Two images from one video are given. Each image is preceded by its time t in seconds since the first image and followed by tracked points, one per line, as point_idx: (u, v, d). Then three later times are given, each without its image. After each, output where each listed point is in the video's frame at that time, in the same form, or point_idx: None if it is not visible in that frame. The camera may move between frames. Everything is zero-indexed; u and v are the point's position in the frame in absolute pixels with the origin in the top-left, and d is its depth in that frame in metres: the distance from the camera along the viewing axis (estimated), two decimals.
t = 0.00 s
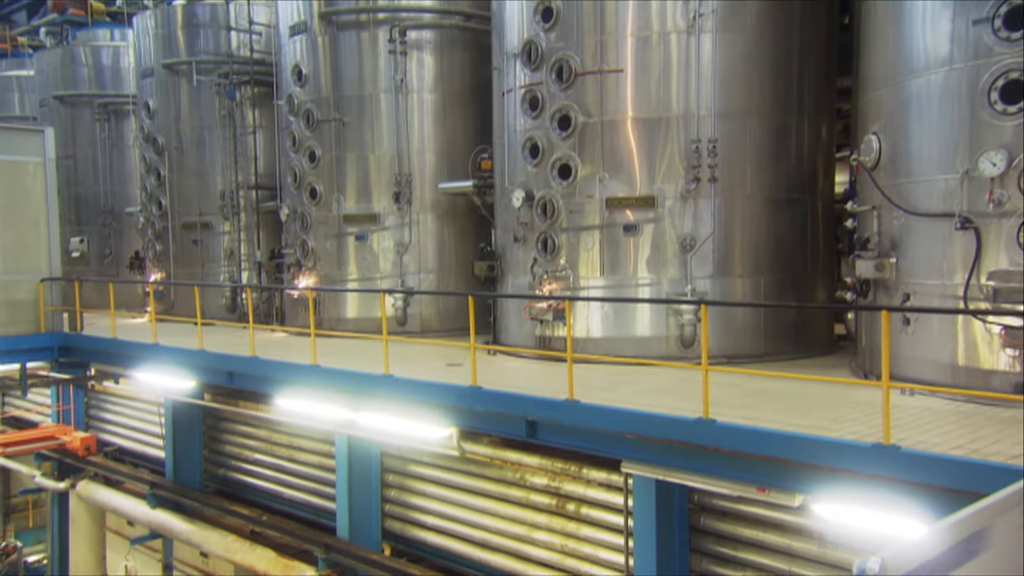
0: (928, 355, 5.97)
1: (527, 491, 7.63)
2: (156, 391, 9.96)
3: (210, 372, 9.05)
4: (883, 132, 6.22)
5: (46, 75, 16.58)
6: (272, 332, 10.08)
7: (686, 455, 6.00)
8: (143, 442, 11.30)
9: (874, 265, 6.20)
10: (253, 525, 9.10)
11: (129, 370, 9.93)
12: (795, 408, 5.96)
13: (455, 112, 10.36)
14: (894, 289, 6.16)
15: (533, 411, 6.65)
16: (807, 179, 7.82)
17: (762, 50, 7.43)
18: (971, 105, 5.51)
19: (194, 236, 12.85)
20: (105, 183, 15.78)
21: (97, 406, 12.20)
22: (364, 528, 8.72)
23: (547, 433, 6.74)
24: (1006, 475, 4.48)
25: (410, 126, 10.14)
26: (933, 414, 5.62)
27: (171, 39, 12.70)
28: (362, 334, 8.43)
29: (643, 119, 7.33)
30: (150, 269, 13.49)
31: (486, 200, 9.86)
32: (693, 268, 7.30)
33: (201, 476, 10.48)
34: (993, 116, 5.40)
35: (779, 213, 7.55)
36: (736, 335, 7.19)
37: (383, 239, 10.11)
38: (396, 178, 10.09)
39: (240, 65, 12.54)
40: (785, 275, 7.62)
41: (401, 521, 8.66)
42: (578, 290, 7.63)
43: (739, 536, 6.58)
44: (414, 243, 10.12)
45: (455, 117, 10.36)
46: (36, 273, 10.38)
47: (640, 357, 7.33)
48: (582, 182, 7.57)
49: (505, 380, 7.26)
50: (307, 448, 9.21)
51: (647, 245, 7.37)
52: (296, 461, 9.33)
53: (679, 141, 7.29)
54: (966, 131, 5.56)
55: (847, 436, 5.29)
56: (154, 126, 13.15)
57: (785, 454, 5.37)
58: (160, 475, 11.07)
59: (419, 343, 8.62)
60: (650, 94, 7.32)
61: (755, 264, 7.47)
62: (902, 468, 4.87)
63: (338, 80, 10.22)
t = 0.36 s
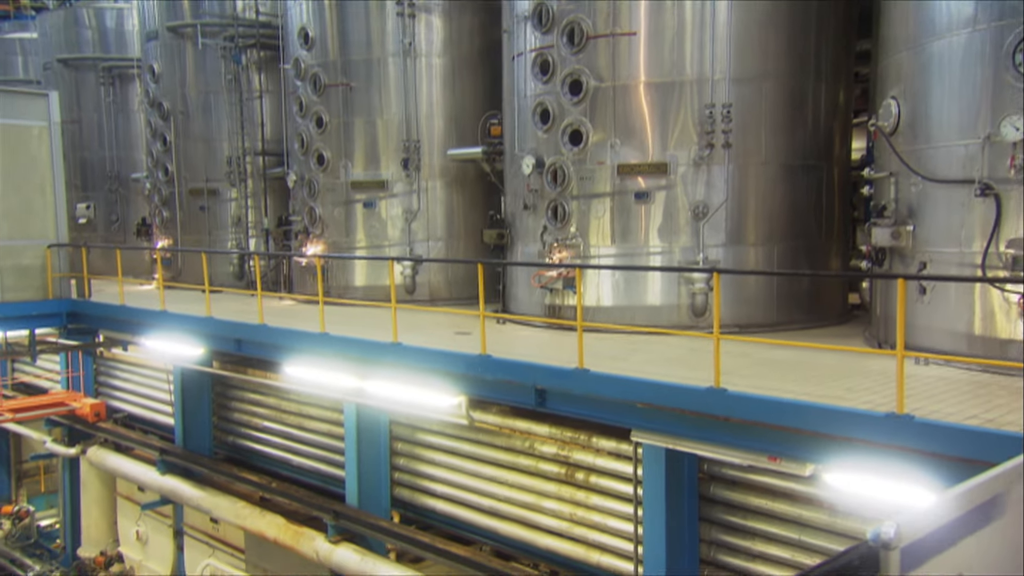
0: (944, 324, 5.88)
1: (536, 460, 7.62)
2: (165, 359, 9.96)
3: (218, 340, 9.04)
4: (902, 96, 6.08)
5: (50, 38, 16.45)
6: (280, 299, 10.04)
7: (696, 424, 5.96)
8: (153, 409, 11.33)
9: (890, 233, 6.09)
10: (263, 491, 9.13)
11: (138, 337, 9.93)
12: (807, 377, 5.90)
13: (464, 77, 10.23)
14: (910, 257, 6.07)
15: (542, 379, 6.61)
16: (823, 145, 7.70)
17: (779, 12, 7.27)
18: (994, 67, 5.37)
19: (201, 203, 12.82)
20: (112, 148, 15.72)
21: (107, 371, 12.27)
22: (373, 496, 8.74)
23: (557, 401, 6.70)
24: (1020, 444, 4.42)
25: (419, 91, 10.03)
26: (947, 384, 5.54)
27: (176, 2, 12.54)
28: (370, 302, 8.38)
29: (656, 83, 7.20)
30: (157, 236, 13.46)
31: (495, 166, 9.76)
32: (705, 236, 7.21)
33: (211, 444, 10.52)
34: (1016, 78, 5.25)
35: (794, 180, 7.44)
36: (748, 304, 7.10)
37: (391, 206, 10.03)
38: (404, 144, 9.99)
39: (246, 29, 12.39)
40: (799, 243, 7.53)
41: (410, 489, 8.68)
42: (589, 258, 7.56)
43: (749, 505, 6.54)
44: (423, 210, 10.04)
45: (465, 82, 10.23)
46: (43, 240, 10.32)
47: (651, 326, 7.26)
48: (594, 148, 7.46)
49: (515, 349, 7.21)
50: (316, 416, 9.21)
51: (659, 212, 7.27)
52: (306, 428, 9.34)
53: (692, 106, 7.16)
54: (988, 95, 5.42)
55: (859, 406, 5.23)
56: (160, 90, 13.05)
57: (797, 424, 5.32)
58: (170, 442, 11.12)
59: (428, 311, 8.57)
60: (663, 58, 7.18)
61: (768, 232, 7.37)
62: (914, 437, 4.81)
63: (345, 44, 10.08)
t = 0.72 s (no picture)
0: (964, 298, 5.76)
1: (547, 434, 7.57)
2: (175, 330, 9.92)
3: (228, 312, 8.99)
4: (926, 63, 5.92)
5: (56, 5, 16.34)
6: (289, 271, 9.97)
7: (710, 399, 5.88)
8: (163, 380, 11.34)
9: (911, 204, 5.96)
10: (273, 463, 9.11)
11: (148, 308, 9.90)
12: (824, 351, 5.80)
13: (475, 45, 10.08)
14: (931, 229, 5.94)
15: (553, 352, 6.54)
16: (843, 114, 7.55)
17: None
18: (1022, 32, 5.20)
19: (209, 173, 12.74)
20: (119, 117, 15.64)
21: (116, 343, 12.25)
22: (384, 468, 8.72)
23: (568, 375, 6.63)
24: None
25: (429, 59, 9.87)
26: (967, 358, 5.44)
27: None
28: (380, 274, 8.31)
29: (672, 51, 7.05)
30: (165, 207, 13.40)
31: (507, 137, 9.64)
32: (720, 208, 7.08)
33: (221, 417, 10.51)
34: None
35: (812, 150, 7.31)
36: (764, 277, 6.99)
37: (401, 176, 9.94)
38: (415, 114, 9.87)
39: None
40: (816, 215, 7.40)
41: (421, 462, 8.66)
42: (601, 230, 7.45)
43: (762, 480, 6.47)
44: (433, 181, 9.93)
45: (476, 50, 10.08)
46: (51, 210, 10.35)
47: (664, 299, 7.17)
48: (607, 118, 7.33)
49: (526, 321, 7.13)
50: (326, 388, 9.18)
51: (674, 183, 7.15)
52: (316, 401, 9.31)
53: (708, 75, 7.01)
54: (1014, 61, 5.25)
55: (877, 380, 5.14)
56: (166, 58, 12.96)
57: (812, 398, 5.24)
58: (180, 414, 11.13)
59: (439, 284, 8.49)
60: (680, 25, 7.02)
61: (785, 203, 7.25)
62: (932, 412, 4.73)
63: (354, 11, 9.92)
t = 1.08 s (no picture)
0: (986, 265, 5.64)
1: (559, 401, 7.51)
2: (184, 295, 9.89)
3: (237, 277, 8.94)
4: (953, 22, 5.73)
5: None
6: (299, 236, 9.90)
7: (724, 367, 5.80)
8: (173, 346, 11.33)
9: (933, 168, 5.81)
10: (284, 429, 9.10)
11: (157, 273, 9.86)
12: (842, 319, 5.69)
13: (487, 5, 9.89)
14: (954, 194, 5.79)
15: (566, 319, 6.45)
16: (866, 76, 7.39)
17: None
18: None
19: (217, 136, 12.65)
20: (125, 79, 15.53)
21: (125, 307, 12.27)
22: (394, 435, 8.70)
23: (580, 342, 6.56)
24: None
25: (440, 19, 9.67)
26: (988, 326, 5.33)
27: None
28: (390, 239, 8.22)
29: (689, 11, 6.87)
30: (173, 170, 13.32)
31: (520, 100, 9.49)
32: (737, 172, 6.94)
33: (231, 382, 10.51)
34: None
35: (833, 113, 7.16)
36: (781, 243, 6.86)
37: (412, 140, 9.82)
38: (425, 76, 9.72)
39: None
40: (836, 180, 7.26)
41: (432, 429, 8.63)
42: (615, 195, 7.32)
43: (776, 449, 6.40)
44: (444, 145, 9.80)
45: (488, 10, 9.89)
46: (58, 172, 10.27)
47: (678, 266, 7.06)
48: (623, 80, 7.18)
49: (538, 288, 7.04)
50: (335, 354, 9.14)
51: (690, 147, 7.01)
52: (326, 367, 9.27)
53: (727, 36, 6.83)
54: None
55: (895, 347, 5.04)
56: (173, 19, 12.84)
57: (828, 366, 5.15)
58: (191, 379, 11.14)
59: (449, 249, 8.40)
60: None
61: (804, 168, 7.11)
62: (951, 380, 4.64)
63: None
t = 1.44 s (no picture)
0: (1013, 229, 5.51)
1: (572, 366, 7.46)
2: (197, 258, 9.92)
3: (249, 239, 8.89)
4: None
5: None
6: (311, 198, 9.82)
7: (741, 332, 5.72)
8: (185, 308, 11.34)
9: (961, 129, 5.66)
10: (296, 393, 9.10)
11: (168, 234, 9.82)
12: (863, 284, 5.58)
13: None
14: (981, 156, 5.65)
15: (580, 283, 6.37)
16: (891, 33, 7.23)
17: None
18: None
19: (227, 96, 12.55)
20: (134, 37, 15.41)
21: (137, 270, 12.27)
22: (407, 399, 8.69)
23: (595, 307, 6.48)
24: None
25: None
26: (1013, 292, 5.21)
27: None
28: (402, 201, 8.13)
29: None
30: (183, 130, 13.25)
31: (534, 59, 9.33)
32: (757, 133, 6.81)
33: (243, 345, 10.51)
34: None
35: (857, 73, 7.02)
36: (801, 206, 6.73)
37: (425, 100, 9.69)
38: (438, 35, 9.55)
39: None
40: (859, 141, 7.13)
41: (444, 393, 8.61)
42: (631, 157, 7.19)
43: (791, 414, 6.33)
44: (458, 106, 9.67)
45: None
46: (67, 132, 10.28)
47: (695, 229, 6.94)
48: (640, 39, 7.01)
49: (552, 252, 6.95)
50: (348, 318, 9.10)
51: (709, 108, 6.87)
52: (338, 331, 9.24)
53: None
54: None
55: (917, 313, 4.93)
56: None
57: (847, 331, 5.06)
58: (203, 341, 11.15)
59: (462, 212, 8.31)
60: None
61: (825, 129, 6.98)
62: (974, 346, 4.54)
63: None
